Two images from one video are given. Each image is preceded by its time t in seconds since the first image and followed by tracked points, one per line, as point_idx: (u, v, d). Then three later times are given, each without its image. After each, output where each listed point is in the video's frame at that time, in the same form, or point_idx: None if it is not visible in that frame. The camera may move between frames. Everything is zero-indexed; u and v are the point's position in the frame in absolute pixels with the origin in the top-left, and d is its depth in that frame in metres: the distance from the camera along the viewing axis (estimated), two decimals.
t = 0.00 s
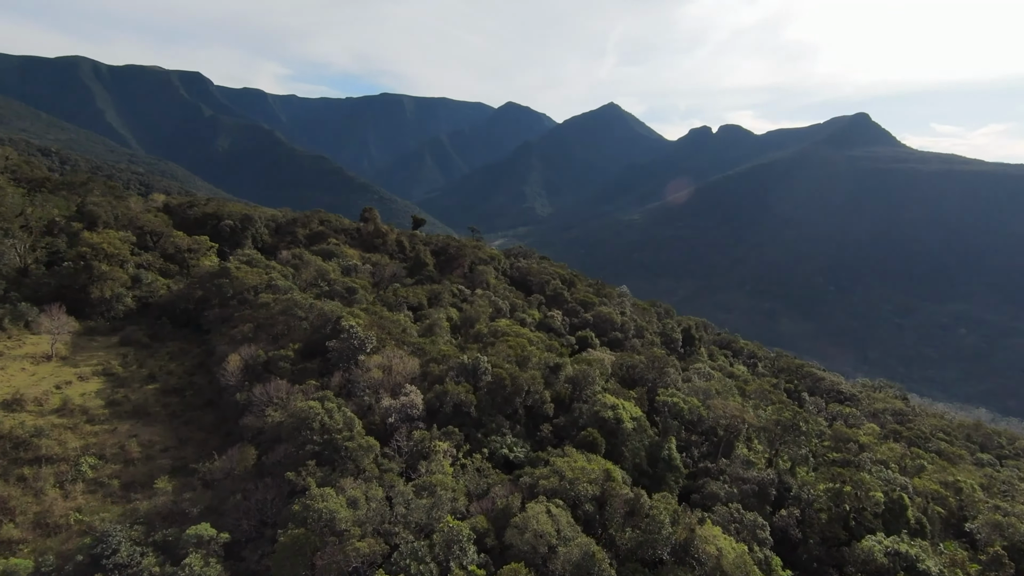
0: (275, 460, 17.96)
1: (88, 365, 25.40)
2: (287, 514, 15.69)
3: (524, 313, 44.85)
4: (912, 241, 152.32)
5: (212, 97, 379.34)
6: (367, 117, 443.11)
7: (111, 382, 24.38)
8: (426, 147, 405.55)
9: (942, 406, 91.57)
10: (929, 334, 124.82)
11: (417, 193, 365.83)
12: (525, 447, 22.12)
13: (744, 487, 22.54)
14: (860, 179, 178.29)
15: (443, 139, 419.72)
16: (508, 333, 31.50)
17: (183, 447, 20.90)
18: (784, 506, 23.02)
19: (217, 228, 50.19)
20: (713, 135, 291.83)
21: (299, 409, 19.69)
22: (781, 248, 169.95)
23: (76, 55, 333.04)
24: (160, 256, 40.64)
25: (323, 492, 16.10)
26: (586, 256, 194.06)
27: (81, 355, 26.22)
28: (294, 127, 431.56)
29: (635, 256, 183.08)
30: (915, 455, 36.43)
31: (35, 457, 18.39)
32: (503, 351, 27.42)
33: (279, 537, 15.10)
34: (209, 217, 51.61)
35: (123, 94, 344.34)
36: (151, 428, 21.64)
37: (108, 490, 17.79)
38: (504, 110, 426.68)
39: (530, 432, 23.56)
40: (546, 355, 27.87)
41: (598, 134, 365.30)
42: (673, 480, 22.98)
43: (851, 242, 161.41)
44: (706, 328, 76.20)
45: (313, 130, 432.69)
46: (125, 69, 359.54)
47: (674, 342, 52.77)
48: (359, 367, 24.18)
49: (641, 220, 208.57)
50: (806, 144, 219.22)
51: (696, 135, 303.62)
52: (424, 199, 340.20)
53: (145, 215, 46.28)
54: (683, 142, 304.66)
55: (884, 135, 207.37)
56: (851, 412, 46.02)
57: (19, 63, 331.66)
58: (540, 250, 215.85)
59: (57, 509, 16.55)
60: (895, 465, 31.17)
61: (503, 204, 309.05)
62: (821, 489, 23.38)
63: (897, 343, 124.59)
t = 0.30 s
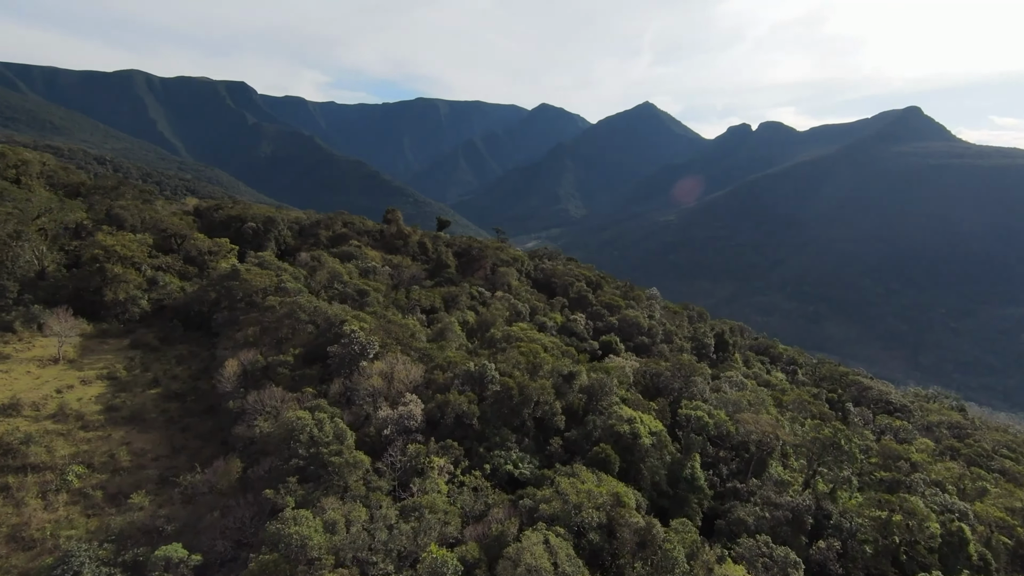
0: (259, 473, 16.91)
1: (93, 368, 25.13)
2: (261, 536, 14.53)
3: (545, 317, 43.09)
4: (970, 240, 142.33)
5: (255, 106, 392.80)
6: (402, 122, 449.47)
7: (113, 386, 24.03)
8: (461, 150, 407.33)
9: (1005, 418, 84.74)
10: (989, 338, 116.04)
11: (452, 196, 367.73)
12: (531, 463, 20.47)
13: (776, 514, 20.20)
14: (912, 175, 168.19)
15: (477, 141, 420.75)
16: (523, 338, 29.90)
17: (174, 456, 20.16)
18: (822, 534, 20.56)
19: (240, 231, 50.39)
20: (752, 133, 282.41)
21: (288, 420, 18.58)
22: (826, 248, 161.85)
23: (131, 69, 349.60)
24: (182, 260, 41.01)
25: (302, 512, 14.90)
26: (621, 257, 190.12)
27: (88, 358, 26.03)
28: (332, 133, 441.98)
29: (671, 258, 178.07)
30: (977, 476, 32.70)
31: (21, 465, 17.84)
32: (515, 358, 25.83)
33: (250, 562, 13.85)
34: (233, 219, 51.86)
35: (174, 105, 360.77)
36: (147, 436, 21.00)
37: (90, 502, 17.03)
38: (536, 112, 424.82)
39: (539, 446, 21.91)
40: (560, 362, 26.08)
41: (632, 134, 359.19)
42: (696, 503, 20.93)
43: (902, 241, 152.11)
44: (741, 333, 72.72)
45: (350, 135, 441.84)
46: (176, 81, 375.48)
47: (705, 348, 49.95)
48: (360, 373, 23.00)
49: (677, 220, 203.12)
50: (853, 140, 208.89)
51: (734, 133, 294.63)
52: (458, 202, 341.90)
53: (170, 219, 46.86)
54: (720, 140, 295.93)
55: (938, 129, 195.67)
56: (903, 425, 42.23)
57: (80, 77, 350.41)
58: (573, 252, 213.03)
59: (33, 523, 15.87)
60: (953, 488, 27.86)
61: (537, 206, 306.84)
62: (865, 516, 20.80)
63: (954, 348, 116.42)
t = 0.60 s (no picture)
0: (238, 490, 15.87)
1: (96, 374, 24.76)
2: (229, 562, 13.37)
3: (565, 321, 41.41)
4: None
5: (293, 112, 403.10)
6: (433, 124, 453.31)
7: (113, 392, 23.56)
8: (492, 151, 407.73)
9: None
10: None
11: (483, 197, 368.27)
12: (535, 482, 18.86)
13: (810, 546, 17.99)
14: (967, 168, 158.00)
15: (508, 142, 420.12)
16: (536, 342, 28.29)
17: (164, 466, 19.42)
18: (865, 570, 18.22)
19: (260, 233, 50.19)
20: (791, 128, 272.10)
21: (273, 431, 17.49)
22: (872, 247, 153.86)
23: (178, 80, 363.94)
24: (201, 263, 40.97)
25: (274, 539, 13.75)
26: (654, 258, 185.76)
27: (93, 363, 25.76)
28: (366, 137, 449.60)
29: (706, 258, 172.75)
30: None
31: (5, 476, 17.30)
32: (524, 364, 24.20)
33: None
34: (254, 221, 51.77)
35: (217, 113, 373.48)
36: (139, 444, 20.35)
37: (68, 517, 16.35)
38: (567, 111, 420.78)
39: (547, 463, 20.25)
40: (573, 370, 24.35)
41: (665, 132, 351.74)
42: (719, 530, 18.87)
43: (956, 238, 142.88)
44: (779, 337, 69.16)
45: (383, 139, 448.38)
46: (218, 89, 388.50)
47: (737, 354, 47.25)
48: (359, 381, 21.84)
49: (713, 219, 197.21)
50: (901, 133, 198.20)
51: (772, 129, 284.79)
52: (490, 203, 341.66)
53: (193, 222, 47.14)
54: (757, 136, 286.17)
55: (995, 119, 183.46)
56: (960, 439, 38.61)
57: (131, 88, 366.36)
58: (604, 253, 209.48)
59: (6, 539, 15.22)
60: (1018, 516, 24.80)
61: (568, 206, 303.74)
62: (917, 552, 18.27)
63: (1014, 352, 108.41)
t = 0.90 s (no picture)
0: (207, 514, 14.79)
1: (90, 380, 24.16)
2: None
3: (581, 326, 39.63)
4: None
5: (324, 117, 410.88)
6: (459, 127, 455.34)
7: (104, 400, 22.91)
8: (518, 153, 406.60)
9: None
10: None
11: (510, 198, 367.30)
12: (533, 506, 17.22)
13: None
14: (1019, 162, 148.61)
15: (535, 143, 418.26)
16: (545, 349, 26.59)
17: (144, 481, 18.47)
18: None
19: (273, 236, 49.67)
20: (826, 124, 262.20)
21: (248, 448, 16.31)
22: (914, 245, 146.33)
23: (214, 88, 375.31)
24: (213, 266, 40.76)
25: (233, 573, 12.50)
26: (682, 259, 181.61)
27: (89, 369, 25.25)
28: (394, 140, 454.87)
29: (737, 258, 167.86)
30: None
31: None
32: (528, 377, 22.58)
33: None
34: (268, 224, 51.38)
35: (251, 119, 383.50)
36: (122, 457, 19.52)
37: (36, 536, 15.56)
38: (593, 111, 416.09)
39: (547, 484, 18.58)
40: (581, 381, 22.61)
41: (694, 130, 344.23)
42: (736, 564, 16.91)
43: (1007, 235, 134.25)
44: (812, 342, 65.65)
45: (411, 142, 452.83)
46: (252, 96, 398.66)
47: (765, 360, 44.55)
48: (349, 392, 20.58)
49: (744, 218, 191.55)
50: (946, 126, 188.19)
51: (806, 125, 275.12)
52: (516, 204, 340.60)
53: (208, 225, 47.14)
54: (791, 132, 276.93)
55: None
56: (1016, 457, 35.08)
57: (171, 97, 379.45)
58: (631, 254, 205.64)
59: None
60: None
61: (595, 206, 300.11)
62: None
63: None
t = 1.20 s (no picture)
0: (163, 543, 13.52)
1: (75, 390, 23.34)
2: None
3: (591, 330, 37.82)
4: None
5: (347, 120, 416.04)
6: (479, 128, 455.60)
7: (85, 411, 22.05)
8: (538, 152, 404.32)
9: None
10: None
11: (530, 197, 365.43)
12: (525, 535, 15.58)
13: None
14: None
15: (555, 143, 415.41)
16: (548, 357, 24.94)
17: (113, 500, 17.38)
18: None
19: (279, 238, 48.64)
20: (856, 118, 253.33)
21: (210, 470, 15.01)
22: (950, 242, 139.75)
23: (241, 94, 383.08)
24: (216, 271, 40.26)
25: None
26: (705, 258, 177.71)
27: (75, 377, 24.46)
28: (415, 142, 457.83)
29: (762, 257, 163.18)
30: None
31: None
32: (526, 389, 20.97)
33: None
34: (275, 226, 50.44)
35: (276, 124, 390.42)
36: (95, 473, 18.52)
37: None
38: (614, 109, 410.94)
39: (542, 511, 16.91)
40: (583, 394, 20.89)
41: (717, 127, 337.04)
42: None
43: None
44: (841, 345, 62.39)
45: (431, 144, 454.90)
46: (277, 101, 405.67)
47: (788, 366, 42.00)
48: (333, 405, 19.30)
49: (769, 216, 186.22)
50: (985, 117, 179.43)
51: (834, 120, 266.38)
52: (536, 205, 338.38)
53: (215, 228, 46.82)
54: (818, 127, 268.45)
55: None
56: None
57: (200, 104, 388.89)
58: (652, 254, 201.89)
59: None
60: None
61: (616, 205, 296.32)
62: None
63: None
